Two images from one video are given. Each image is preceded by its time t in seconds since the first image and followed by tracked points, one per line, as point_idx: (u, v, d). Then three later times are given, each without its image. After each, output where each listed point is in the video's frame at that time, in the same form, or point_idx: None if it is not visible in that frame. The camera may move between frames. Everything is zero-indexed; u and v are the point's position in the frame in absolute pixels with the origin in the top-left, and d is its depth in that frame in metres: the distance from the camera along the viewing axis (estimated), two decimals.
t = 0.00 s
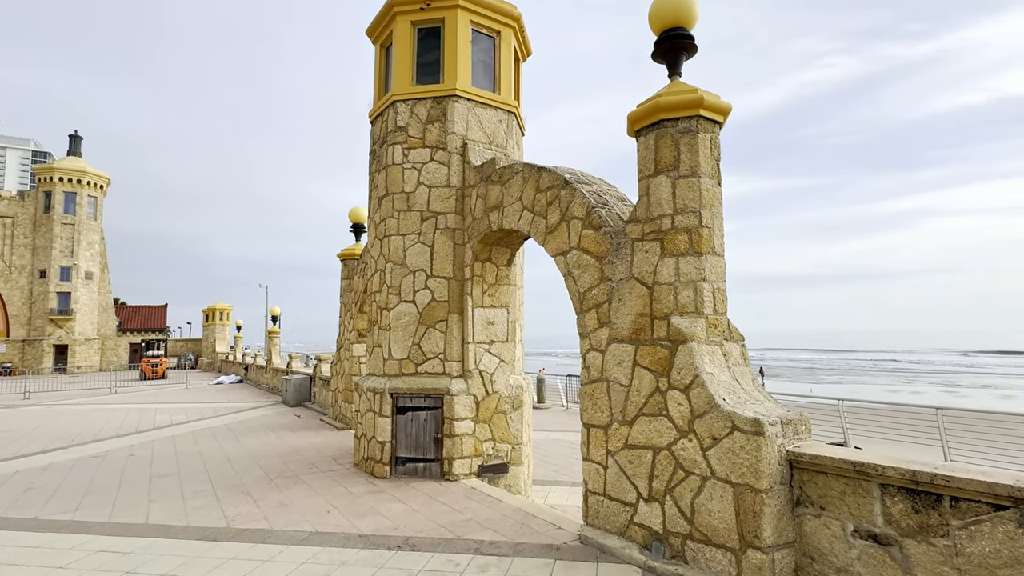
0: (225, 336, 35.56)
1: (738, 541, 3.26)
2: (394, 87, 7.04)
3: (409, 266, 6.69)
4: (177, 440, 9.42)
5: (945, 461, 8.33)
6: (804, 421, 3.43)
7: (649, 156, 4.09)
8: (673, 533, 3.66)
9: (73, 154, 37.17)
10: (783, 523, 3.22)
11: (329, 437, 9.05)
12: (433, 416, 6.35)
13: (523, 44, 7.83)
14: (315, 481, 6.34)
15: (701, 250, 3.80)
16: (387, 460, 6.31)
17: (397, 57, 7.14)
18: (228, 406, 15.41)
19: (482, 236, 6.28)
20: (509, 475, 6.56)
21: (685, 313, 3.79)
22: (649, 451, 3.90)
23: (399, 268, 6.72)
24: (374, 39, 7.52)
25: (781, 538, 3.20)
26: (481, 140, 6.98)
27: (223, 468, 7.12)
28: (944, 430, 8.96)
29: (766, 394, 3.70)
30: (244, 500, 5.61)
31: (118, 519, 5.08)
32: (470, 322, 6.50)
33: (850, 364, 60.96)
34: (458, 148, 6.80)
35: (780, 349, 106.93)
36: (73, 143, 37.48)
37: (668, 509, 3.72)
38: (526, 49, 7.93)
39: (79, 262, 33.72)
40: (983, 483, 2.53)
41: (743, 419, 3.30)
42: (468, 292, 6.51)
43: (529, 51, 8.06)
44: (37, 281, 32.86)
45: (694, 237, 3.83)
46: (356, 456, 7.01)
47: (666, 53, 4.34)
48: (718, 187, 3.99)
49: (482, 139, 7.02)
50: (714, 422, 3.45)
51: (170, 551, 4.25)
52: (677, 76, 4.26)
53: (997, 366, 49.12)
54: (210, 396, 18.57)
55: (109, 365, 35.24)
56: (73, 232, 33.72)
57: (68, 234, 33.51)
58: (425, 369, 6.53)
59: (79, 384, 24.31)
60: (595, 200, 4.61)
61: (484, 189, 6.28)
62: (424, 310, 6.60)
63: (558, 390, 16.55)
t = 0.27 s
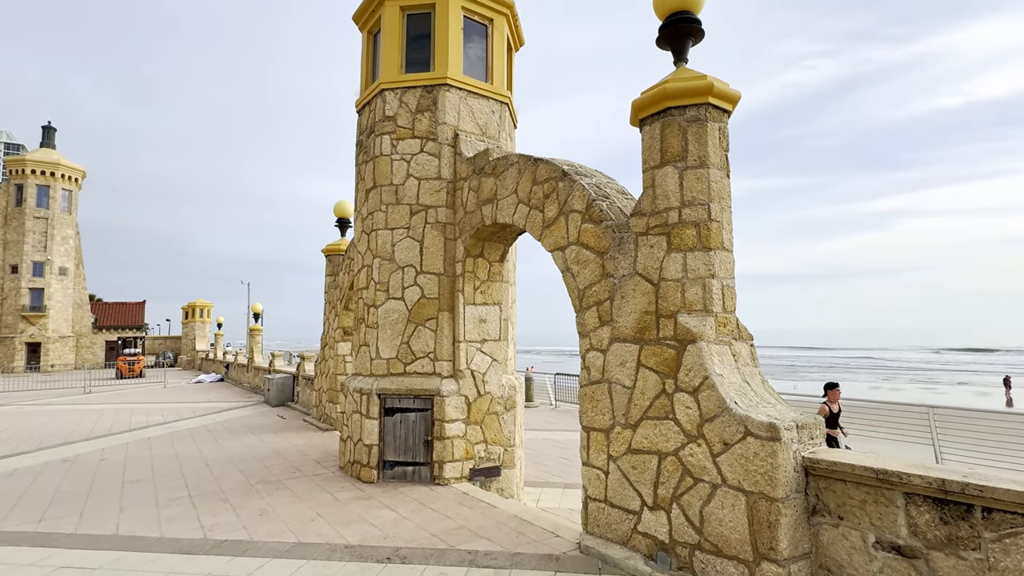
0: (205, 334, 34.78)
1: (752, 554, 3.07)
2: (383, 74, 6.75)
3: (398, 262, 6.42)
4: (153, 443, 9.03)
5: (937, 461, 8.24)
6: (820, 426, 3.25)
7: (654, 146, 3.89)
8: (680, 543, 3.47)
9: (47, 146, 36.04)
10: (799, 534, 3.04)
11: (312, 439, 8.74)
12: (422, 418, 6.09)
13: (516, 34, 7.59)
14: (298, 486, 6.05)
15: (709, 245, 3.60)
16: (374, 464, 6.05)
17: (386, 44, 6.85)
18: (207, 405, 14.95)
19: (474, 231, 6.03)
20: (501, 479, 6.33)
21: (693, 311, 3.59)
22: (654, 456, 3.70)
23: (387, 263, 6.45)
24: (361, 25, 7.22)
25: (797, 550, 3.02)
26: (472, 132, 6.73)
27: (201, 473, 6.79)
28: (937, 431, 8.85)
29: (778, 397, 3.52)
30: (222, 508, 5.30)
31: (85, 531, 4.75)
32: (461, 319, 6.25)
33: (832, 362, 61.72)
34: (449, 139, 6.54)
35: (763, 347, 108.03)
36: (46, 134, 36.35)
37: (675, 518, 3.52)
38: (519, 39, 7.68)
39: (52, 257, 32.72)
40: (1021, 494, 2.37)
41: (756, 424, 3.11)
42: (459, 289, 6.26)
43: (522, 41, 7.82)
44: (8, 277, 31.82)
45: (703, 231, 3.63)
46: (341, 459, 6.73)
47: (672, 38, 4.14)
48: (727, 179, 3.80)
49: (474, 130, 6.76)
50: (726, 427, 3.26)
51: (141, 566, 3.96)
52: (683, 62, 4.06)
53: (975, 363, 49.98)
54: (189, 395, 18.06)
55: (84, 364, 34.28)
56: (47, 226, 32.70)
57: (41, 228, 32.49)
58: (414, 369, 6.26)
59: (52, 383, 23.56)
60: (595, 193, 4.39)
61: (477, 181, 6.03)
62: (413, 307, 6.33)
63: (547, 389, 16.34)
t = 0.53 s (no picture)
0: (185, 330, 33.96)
1: (770, 559, 2.87)
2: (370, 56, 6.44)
3: (386, 252, 6.13)
4: (127, 442, 8.62)
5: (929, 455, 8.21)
6: (838, 422, 3.07)
7: (662, 126, 3.66)
8: (689, 547, 3.27)
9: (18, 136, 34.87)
10: (819, 537, 2.86)
11: (295, 438, 8.41)
12: (411, 415, 5.83)
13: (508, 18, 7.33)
14: (280, 487, 5.74)
15: (721, 231, 3.39)
16: (361, 464, 5.77)
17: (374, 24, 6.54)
18: (185, 403, 14.48)
19: (466, 220, 5.77)
20: (493, 478, 6.10)
21: (703, 301, 3.38)
22: (661, 455, 3.49)
23: (374, 253, 6.16)
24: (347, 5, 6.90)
25: (817, 554, 2.83)
26: (463, 117, 6.46)
27: (177, 474, 6.44)
28: (928, 424, 8.82)
29: (792, 391, 3.34)
30: (198, 512, 4.98)
31: (48, 538, 4.40)
32: (452, 312, 5.99)
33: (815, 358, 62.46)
34: (440, 125, 6.27)
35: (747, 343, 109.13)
36: (18, 124, 35.18)
37: (684, 520, 3.32)
38: (511, 24, 7.43)
39: (24, 251, 31.68)
40: None
41: (774, 420, 2.91)
42: (450, 281, 6.00)
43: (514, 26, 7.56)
44: None
45: (714, 215, 3.42)
46: (325, 459, 6.44)
47: (679, 14, 3.92)
48: (737, 162, 3.60)
49: (465, 116, 6.50)
50: (741, 424, 3.05)
51: None
52: (690, 40, 3.84)
53: (953, 359, 51.02)
54: (167, 393, 17.52)
55: (58, 361, 33.28)
56: (19, 219, 31.66)
57: (12, 221, 31.44)
58: (402, 364, 5.99)
59: (24, 381, 22.78)
60: (596, 178, 4.17)
61: (469, 168, 5.77)
62: (401, 300, 6.05)
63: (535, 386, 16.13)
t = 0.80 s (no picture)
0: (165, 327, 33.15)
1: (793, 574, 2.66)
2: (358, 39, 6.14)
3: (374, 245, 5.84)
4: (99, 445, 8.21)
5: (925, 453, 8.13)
6: (861, 424, 2.88)
7: (671, 109, 3.43)
8: (702, 559, 3.06)
9: None
10: (845, 549, 2.66)
11: (278, 439, 8.08)
12: (401, 416, 5.56)
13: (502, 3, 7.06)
14: (261, 493, 5.44)
15: (736, 221, 3.18)
16: (347, 468, 5.49)
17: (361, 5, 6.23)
18: (164, 403, 14.01)
19: (459, 211, 5.50)
20: (486, 481, 5.86)
21: (717, 295, 3.17)
22: (670, 459, 3.28)
23: (362, 246, 5.86)
24: None
25: (843, 568, 2.63)
26: (455, 104, 6.18)
27: (151, 479, 6.09)
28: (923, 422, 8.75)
29: (810, 392, 3.14)
30: (171, 522, 4.66)
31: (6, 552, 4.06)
32: (443, 308, 5.72)
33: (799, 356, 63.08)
34: (431, 112, 5.99)
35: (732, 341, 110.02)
36: None
37: (696, 529, 3.10)
38: (505, 9, 7.16)
39: None
40: None
41: (798, 424, 2.70)
42: (441, 275, 5.73)
43: (507, 12, 7.29)
44: None
45: (729, 204, 3.20)
46: (310, 462, 6.13)
47: None
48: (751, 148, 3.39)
49: (457, 103, 6.22)
50: (761, 428, 2.84)
51: None
52: (700, 18, 3.62)
53: (934, 356, 51.81)
54: (145, 392, 16.98)
55: (32, 359, 32.31)
56: None
57: None
58: (391, 362, 5.71)
59: None
60: (600, 166, 3.93)
61: (462, 156, 5.50)
62: (390, 295, 5.77)
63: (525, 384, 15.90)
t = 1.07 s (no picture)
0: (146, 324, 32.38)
1: None
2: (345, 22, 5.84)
3: (361, 238, 5.57)
4: (72, 447, 7.83)
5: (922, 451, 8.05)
6: (888, 428, 2.69)
7: (683, 92, 3.21)
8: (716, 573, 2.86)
9: None
10: (873, 562, 2.47)
11: (261, 441, 7.76)
12: (390, 417, 5.30)
13: None
14: (242, 499, 5.14)
15: (752, 210, 2.97)
16: (334, 472, 5.22)
17: None
18: (143, 403, 13.56)
19: (451, 202, 5.25)
20: (479, 485, 5.62)
21: (732, 290, 2.96)
22: (681, 465, 3.07)
23: (349, 239, 5.58)
24: None
25: None
26: (447, 91, 5.92)
27: (125, 485, 5.76)
28: (919, 420, 8.67)
29: (830, 393, 2.95)
30: (144, 532, 4.36)
31: None
32: (435, 305, 5.47)
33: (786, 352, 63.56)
34: (422, 99, 5.71)
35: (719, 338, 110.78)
36: None
37: (710, 540, 2.90)
38: None
39: None
40: None
41: (824, 429, 2.50)
42: (433, 270, 5.47)
43: None
44: None
45: (745, 193, 2.98)
46: (294, 466, 5.85)
47: None
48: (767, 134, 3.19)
49: (449, 90, 5.96)
50: (783, 433, 2.63)
51: None
52: None
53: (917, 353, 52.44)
54: (124, 391, 16.47)
55: (8, 357, 31.40)
56: None
57: None
58: (380, 361, 5.44)
59: None
60: (604, 153, 3.70)
61: (455, 145, 5.25)
62: (379, 291, 5.50)
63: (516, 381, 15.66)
